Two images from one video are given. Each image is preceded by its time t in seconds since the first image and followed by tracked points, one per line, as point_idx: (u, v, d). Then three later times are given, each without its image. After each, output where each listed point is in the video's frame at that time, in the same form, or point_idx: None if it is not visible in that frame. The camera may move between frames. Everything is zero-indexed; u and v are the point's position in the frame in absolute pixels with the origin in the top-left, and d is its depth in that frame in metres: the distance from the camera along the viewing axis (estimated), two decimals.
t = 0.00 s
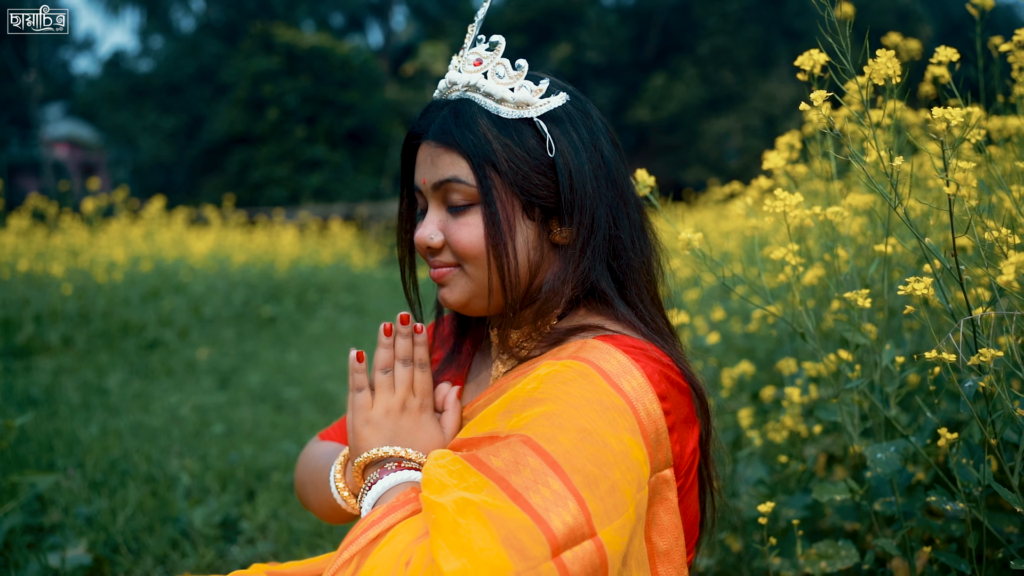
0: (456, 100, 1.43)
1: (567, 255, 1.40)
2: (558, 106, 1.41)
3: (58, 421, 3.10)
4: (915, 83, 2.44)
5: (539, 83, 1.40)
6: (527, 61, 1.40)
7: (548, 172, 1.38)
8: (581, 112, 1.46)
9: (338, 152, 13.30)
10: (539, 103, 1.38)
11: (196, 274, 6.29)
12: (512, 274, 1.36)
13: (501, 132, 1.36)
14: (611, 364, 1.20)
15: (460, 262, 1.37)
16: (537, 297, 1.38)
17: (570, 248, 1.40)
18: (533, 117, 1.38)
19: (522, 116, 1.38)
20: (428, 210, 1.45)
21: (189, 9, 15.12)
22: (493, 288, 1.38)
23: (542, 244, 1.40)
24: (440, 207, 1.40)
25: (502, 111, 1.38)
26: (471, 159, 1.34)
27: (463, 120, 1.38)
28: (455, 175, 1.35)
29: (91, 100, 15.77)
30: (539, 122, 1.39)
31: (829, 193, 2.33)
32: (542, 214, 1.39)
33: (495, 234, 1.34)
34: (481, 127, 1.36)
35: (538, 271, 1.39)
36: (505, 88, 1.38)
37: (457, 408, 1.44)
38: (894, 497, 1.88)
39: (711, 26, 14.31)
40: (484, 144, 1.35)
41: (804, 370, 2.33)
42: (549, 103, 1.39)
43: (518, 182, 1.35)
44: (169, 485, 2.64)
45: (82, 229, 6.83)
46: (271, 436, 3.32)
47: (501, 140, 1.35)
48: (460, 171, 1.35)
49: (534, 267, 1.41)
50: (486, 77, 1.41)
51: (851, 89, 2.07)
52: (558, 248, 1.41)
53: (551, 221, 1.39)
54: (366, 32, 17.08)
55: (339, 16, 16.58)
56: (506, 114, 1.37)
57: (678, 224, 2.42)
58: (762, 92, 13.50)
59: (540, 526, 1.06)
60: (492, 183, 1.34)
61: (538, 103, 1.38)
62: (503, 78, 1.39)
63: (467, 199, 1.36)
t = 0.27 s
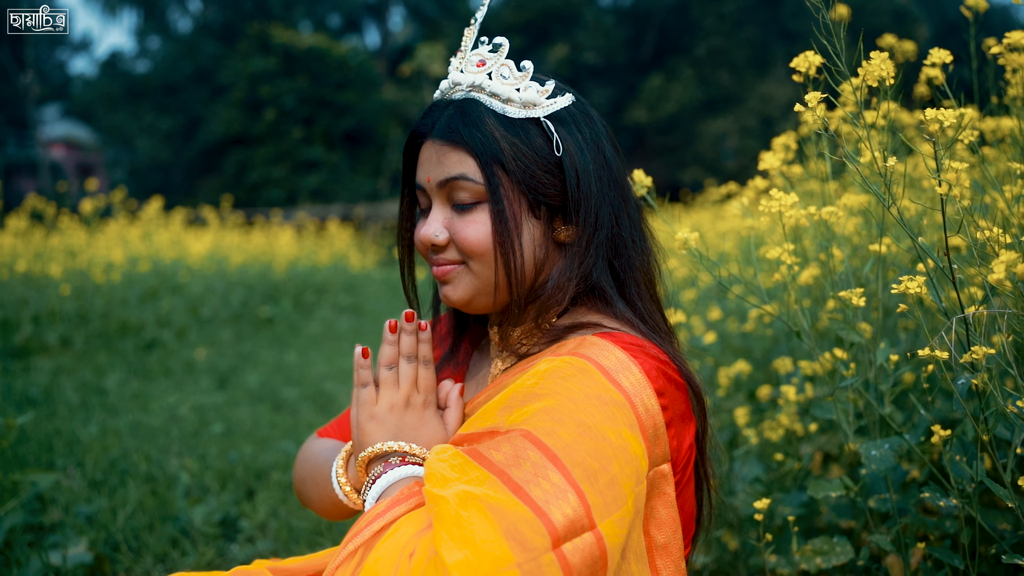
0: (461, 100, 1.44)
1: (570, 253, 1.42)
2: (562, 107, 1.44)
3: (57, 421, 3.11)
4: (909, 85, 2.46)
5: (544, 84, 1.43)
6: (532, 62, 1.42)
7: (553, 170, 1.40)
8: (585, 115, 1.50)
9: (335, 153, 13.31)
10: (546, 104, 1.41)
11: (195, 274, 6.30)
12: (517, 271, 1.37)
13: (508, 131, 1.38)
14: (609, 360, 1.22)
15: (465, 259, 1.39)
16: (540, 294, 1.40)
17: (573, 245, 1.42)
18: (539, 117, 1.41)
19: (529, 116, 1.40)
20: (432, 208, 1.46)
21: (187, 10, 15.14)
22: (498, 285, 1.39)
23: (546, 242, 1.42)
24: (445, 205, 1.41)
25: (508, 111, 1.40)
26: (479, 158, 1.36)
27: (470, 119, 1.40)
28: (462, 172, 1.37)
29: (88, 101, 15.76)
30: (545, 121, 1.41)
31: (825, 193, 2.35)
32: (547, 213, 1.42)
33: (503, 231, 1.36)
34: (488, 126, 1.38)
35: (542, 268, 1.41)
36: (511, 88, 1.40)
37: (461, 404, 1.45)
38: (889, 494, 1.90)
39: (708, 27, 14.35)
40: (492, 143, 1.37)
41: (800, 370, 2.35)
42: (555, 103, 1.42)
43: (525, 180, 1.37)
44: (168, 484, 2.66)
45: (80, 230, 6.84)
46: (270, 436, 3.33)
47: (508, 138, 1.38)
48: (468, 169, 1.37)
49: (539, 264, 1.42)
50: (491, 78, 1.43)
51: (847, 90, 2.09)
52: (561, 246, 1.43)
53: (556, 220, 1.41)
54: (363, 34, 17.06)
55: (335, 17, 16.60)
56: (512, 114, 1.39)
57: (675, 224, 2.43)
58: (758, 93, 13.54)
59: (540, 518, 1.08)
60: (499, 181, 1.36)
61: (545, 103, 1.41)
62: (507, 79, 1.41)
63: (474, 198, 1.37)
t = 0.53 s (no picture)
0: (466, 97, 1.47)
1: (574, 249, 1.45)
2: (569, 106, 1.49)
3: (57, 420, 3.13)
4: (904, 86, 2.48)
5: (552, 83, 1.47)
6: (538, 62, 1.45)
7: (560, 167, 1.44)
8: (587, 115, 1.54)
9: (332, 153, 13.31)
10: (554, 103, 1.46)
11: (192, 275, 6.31)
12: (525, 265, 1.40)
13: (518, 127, 1.42)
14: (607, 353, 1.24)
15: (472, 253, 1.41)
16: (544, 288, 1.42)
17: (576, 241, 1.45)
18: (548, 115, 1.45)
19: (538, 114, 1.44)
20: (437, 204, 1.48)
21: (184, 11, 15.15)
22: (504, 280, 1.41)
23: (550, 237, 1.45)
24: (451, 201, 1.43)
25: (518, 109, 1.43)
26: (489, 152, 1.39)
27: (479, 115, 1.42)
28: (472, 167, 1.39)
29: (85, 102, 15.75)
30: (554, 120, 1.45)
31: (819, 192, 2.37)
32: (553, 209, 1.45)
33: (511, 225, 1.39)
34: (498, 123, 1.41)
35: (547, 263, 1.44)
36: (519, 86, 1.43)
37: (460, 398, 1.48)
38: (883, 489, 1.92)
39: (705, 28, 14.37)
40: (502, 139, 1.40)
41: (796, 367, 2.37)
42: (564, 102, 1.47)
43: (535, 175, 1.40)
44: (169, 482, 2.68)
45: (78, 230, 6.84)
46: (269, 434, 3.35)
47: (518, 135, 1.41)
48: (478, 164, 1.39)
49: (543, 260, 1.45)
50: (497, 77, 1.45)
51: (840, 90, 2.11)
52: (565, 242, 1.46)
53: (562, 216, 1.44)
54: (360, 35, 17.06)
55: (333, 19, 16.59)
56: (522, 111, 1.43)
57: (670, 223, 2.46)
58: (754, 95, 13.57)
59: (541, 508, 1.09)
60: (509, 176, 1.39)
61: (554, 101, 1.45)
62: (514, 77, 1.44)
63: (484, 192, 1.39)
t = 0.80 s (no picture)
0: (470, 96, 1.49)
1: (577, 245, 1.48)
2: (574, 105, 1.52)
3: (57, 420, 3.14)
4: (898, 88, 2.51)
5: (558, 83, 1.50)
6: (544, 62, 1.49)
7: (566, 165, 1.48)
8: (590, 118, 1.58)
9: (328, 154, 13.33)
10: (561, 102, 1.49)
11: (189, 275, 6.31)
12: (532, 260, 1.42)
13: (527, 125, 1.45)
14: (604, 348, 1.26)
15: (479, 248, 1.43)
16: (547, 283, 1.44)
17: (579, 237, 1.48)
18: (555, 113, 1.49)
19: (545, 112, 1.47)
20: (442, 200, 1.50)
21: (180, 12, 15.17)
22: (510, 274, 1.44)
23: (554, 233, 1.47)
24: (458, 196, 1.45)
25: (526, 108, 1.46)
26: (498, 149, 1.42)
27: (488, 113, 1.45)
28: (481, 163, 1.41)
29: (82, 102, 15.76)
30: (562, 119, 1.49)
31: (814, 191, 2.39)
32: (558, 206, 1.48)
33: (518, 220, 1.41)
34: (507, 120, 1.44)
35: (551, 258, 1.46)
36: (527, 86, 1.47)
37: (459, 395, 1.50)
38: (877, 484, 1.94)
39: (701, 30, 14.38)
40: (512, 135, 1.43)
41: (791, 366, 2.40)
42: (571, 101, 1.51)
43: (542, 172, 1.44)
44: (168, 480, 2.69)
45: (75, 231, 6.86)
46: (267, 434, 3.36)
47: (527, 132, 1.44)
48: (487, 160, 1.41)
49: (547, 256, 1.47)
50: (503, 76, 1.48)
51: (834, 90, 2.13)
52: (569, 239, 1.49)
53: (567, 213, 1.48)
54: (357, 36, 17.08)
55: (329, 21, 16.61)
56: (530, 110, 1.46)
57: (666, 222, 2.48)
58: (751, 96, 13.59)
59: (542, 499, 1.11)
60: (518, 172, 1.42)
61: (561, 101, 1.49)
62: (521, 76, 1.47)
63: (492, 188, 1.42)
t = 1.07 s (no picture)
0: (474, 96, 1.51)
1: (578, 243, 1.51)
2: (577, 106, 1.55)
3: (56, 419, 3.15)
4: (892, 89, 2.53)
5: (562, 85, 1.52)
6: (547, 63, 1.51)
7: (571, 165, 1.52)
8: (590, 121, 1.62)
9: (325, 156, 13.34)
10: (565, 103, 1.52)
11: (187, 276, 6.32)
12: (536, 257, 1.45)
13: (532, 125, 1.48)
14: (601, 344, 1.28)
15: (484, 246, 1.45)
16: (550, 280, 1.47)
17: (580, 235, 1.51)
18: (559, 114, 1.51)
19: (549, 112, 1.50)
20: (447, 198, 1.51)
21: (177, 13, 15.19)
22: (513, 272, 1.46)
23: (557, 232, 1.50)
24: (463, 194, 1.47)
25: (531, 108, 1.49)
26: (505, 148, 1.44)
27: (494, 113, 1.47)
28: (488, 162, 1.44)
29: (78, 104, 15.76)
30: (565, 119, 1.53)
31: (808, 192, 2.42)
32: (561, 205, 1.51)
33: (521, 218, 1.44)
34: (513, 119, 1.47)
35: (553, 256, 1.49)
36: (531, 87, 1.49)
37: (458, 391, 1.52)
38: (870, 481, 1.96)
39: (697, 32, 14.42)
40: (518, 135, 1.46)
41: (786, 365, 2.42)
42: (574, 103, 1.53)
43: (547, 171, 1.47)
44: (168, 479, 2.70)
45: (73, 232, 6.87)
46: (266, 433, 3.38)
47: (533, 132, 1.47)
48: (493, 158, 1.44)
49: (549, 254, 1.50)
50: (506, 77, 1.50)
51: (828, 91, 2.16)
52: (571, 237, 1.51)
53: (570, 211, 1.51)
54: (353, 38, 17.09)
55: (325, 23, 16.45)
56: (535, 110, 1.49)
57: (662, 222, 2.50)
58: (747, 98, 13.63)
59: (541, 491, 1.14)
60: (524, 170, 1.44)
61: (565, 102, 1.52)
62: (524, 78, 1.50)
63: (498, 186, 1.44)
